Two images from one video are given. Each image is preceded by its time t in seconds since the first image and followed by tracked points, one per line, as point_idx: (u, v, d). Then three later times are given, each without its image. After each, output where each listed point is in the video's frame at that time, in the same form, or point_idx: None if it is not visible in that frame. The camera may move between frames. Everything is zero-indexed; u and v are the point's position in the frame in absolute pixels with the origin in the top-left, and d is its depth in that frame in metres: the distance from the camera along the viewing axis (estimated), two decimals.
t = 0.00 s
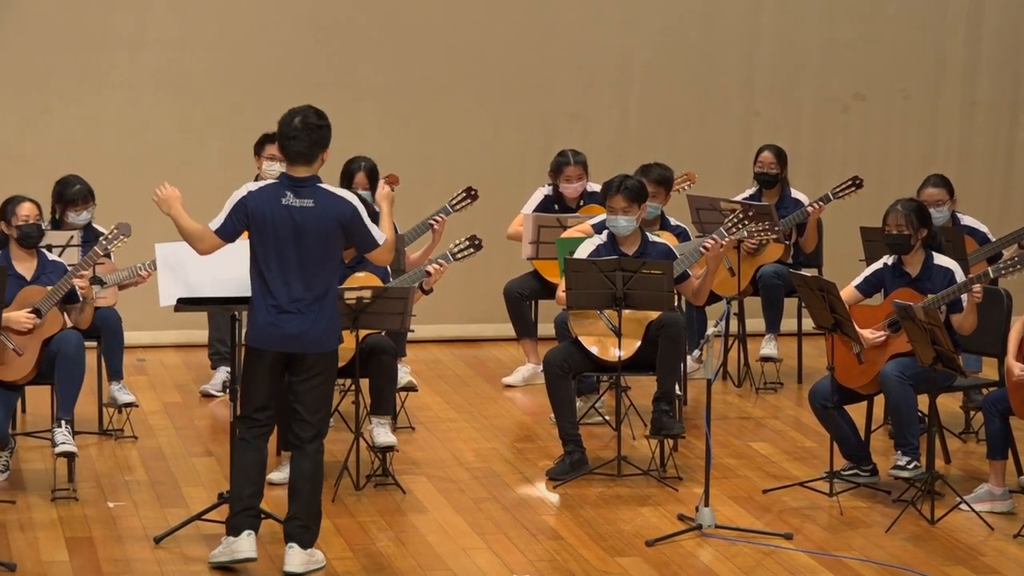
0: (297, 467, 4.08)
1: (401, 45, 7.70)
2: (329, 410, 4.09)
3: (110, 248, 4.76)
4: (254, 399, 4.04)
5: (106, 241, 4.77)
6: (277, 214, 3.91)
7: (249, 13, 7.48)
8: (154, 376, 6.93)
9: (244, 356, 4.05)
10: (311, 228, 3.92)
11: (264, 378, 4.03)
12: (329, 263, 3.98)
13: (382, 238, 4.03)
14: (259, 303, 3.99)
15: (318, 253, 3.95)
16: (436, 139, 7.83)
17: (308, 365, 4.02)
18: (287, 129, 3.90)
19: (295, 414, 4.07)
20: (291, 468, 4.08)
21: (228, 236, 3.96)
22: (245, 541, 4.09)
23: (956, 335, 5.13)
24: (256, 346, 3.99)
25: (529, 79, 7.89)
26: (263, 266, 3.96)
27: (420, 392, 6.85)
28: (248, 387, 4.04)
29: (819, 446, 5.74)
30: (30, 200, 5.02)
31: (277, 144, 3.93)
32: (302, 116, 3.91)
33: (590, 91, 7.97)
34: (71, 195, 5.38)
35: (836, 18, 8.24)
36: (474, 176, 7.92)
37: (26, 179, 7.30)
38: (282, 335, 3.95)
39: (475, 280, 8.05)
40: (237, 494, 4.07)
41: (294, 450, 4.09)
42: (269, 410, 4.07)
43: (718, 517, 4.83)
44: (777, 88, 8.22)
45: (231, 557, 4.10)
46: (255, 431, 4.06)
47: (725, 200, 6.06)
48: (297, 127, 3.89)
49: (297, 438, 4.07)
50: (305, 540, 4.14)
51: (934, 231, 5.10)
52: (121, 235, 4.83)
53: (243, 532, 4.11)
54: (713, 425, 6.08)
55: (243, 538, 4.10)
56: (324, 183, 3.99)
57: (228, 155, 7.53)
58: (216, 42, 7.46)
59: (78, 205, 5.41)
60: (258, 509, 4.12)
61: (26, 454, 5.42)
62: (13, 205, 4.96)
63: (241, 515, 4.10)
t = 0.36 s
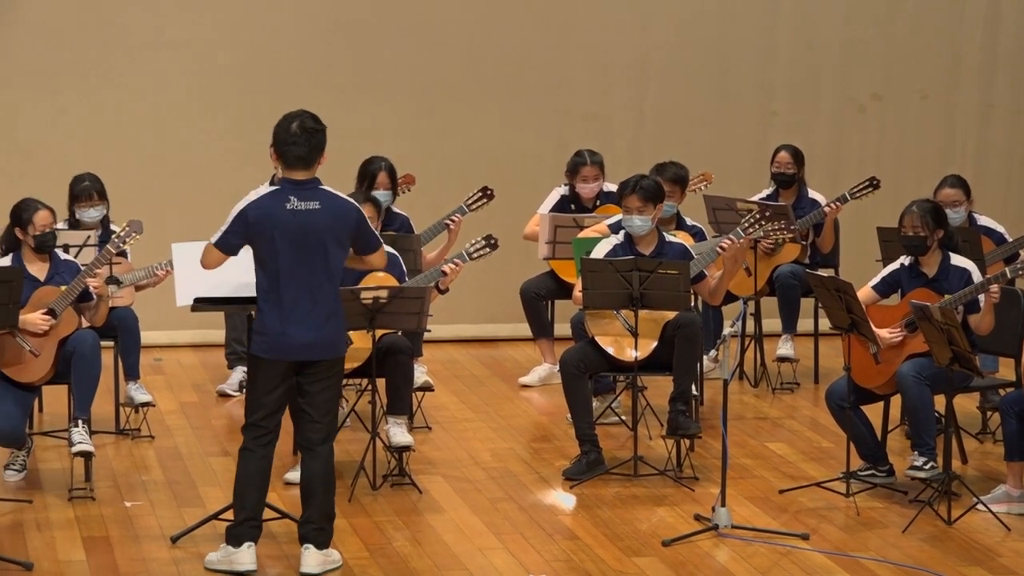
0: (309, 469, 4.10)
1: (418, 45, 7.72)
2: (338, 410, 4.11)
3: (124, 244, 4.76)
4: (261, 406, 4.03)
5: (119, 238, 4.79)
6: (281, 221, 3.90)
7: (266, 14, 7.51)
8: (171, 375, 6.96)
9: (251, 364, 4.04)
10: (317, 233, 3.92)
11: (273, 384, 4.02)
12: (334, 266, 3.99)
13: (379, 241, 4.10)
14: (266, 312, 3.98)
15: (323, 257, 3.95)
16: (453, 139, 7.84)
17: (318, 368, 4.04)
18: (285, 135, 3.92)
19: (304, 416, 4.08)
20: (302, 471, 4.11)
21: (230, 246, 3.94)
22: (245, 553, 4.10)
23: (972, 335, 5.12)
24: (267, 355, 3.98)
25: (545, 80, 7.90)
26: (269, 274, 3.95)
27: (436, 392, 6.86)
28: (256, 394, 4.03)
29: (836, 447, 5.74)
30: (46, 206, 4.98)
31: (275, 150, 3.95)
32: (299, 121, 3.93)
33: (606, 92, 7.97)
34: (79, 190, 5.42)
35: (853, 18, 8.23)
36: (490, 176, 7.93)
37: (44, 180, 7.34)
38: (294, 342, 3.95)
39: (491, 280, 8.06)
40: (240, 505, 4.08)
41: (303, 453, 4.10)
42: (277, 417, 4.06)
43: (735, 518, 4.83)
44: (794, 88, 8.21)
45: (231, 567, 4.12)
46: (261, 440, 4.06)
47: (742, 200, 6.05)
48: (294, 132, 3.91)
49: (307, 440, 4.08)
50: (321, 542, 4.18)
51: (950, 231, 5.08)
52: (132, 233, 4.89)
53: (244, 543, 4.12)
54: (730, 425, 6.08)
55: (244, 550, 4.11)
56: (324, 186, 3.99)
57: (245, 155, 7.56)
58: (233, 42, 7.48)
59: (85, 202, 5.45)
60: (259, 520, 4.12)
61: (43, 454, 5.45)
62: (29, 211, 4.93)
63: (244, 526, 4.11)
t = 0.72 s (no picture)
0: (315, 468, 4.13)
1: (440, 46, 7.74)
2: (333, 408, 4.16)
3: (148, 243, 4.83)
4: (258, 411, 4.03)
5: (143, 237, 4.85)
6: (271, 223, 3.90)
7: (290, 16, 7.54)
8: (194, 375, 7.00)
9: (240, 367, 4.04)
10: (305, 234, 3.95)
11: (263, 387, 4.03)
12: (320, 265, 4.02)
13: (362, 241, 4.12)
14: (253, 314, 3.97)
15: (312, 257, 3.98)
16: (476, 139, 7.86)
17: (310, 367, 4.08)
18: (278, 136, 3.91)
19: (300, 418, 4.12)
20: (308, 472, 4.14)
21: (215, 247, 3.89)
22: (269, 556, 4.12)
23: (997, 336, 5.09)
24: (260, 358, 3.98)
25: (567, 81, 7.91)
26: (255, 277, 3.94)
27: (459, 392, 6.87)
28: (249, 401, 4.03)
29: (860, 447, 5.73)
30: (69, 209, 4.99)
31: (268, 148, 3.92)
32: (292, 122, 3.93)
33: (629, 92, 7.98)
34: (93, 188, 5.45)
35: (876, 18, 8.21)
36: (513, 177, 7.94)
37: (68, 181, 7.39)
38: (285, 343, 3.97)
39: (514, 280, 8.07)
40: (255, 512, 4.08)
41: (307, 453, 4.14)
42: (275, 419, 4.06)
43: (758, 518, 4.82)
44: (817, 87, 8.19)
45: (255, 570, 4.14)
46: (263, 443, 4.05)
47: (766, 200, 6.05)
48: (292, 131, 3.92)
49: (307, 441, 4.12)
50: (340, 538, 4.21)
51: (974, 231, 5.06)
52: (155, 232, 4.94)
53: (266, 547, 4.13)
54: (752, 425, 6.07)
55: (267, 553, 4.13)
56: (308, 186, 4.02)
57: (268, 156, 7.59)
58: (257, 44, 7.52)
59: (99, 199, 5.47)
60: (277, 523, 4.13)
61: (67, 453, 5.50)
62: (52, 215, 4.94)
63: (262, 530, 4.12)
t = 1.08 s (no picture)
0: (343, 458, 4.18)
1: (465, 47, 7.76)
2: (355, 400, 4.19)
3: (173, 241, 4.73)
4: (277, 410, 4.05)
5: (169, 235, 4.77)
6: (280, 220, 3.93)
7: (315, 18, 7.57)
8: (219, 374, 7.04)
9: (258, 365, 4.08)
10: (315, 232, 3.96)
11: (287, 387, 4.05)
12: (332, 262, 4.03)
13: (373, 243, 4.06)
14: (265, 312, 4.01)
15: (323, 254, 3.99)
16: (500, 139, 7.88)
17: (328, 367, 4.09)
18: (284, 135, 3.95)
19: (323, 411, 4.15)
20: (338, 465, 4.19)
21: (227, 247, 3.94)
22: (295, 554, 4.14)
23: None
24: (275, 356, 4.02)
25: (591, 82, 7.91)
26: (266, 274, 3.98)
27: (484, 392, 6.89)
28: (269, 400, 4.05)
29: (885, 447, 5.71)
30: (101, 208, 5.04)
31: (272, 147, 3.97)
32: (299, 121, 3.97)
33: (653, 92, 7.97)
34: (115, 187, 5.49)
35: (901, 18, 8.18)
36: (537, 177, 7.95)
37: (95, 182, 7.43)
38: (298, 340, 4.00)
39: (539, 280, 8.09)
40: (277, 509, 4.09)
41: (334, 443, 4.19)
42: (295, 418, 4.08)
43: (782, 518, 4.82)
44: (842, 87, 8.17)
45: (280, 568, 4.16)
46: (281, 442, 4.07)
47: (791, 200, 6.04)
48: (297, 131, 3.96)
49: (333, 432, 4.17)
50: (372, 526, 4.26)
51: (1000, 231, 5.05)
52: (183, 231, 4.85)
53: (290, 544, 4.14)
54: (778, 425, 6.06)
55: (291, 551, 4.14)
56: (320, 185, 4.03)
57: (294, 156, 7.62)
58: (282, 45, 7.55)
59: (123, 198, 5.50)
60: (300, 520, 4.13)
61: (93, 452, 5.54)
62: (84, 214, 4.99)
63: (285, 528, 4.12)
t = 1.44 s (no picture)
0: (383, 462, 4.20)
1: (490, 49, 7.78)
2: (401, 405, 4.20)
3: (201, 243, 4.89)
4: (325, 405, 4.10)
5: (197, 237, 4.93)
6: (338, 219, 3.96)
7: (340, 19, 7.60)
8: (244, 374, 7.09)
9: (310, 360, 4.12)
10: (371, 231, 3.99)
11: (332, 384, 4.08)
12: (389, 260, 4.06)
13: (429, 226, 4.13)
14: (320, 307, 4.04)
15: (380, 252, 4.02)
16: (525, 139, 7.89)
17: (380, 364, 4.11)
18: (339, 134, 3.98)
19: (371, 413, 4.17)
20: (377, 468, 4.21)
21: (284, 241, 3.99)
22: (319, 551, 4.17)
23: None
24: (329, 352, 4.05)
25: (616, 83, 7.92)
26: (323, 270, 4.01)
27: (509, 392, 6.90)
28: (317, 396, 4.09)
29: (910, 448, 5.70)
30: (129, 205, 5.07)
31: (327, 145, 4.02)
32: (353, 120, 3.99)
33: (678, 93, 7.97)
34: (144, 187, 5.54)
35: (928, 20, 8.16)
36: (562, 178, 7.97)
37: (121, 183, 7.48)
38: (352, 337, 4.02)
39: (563, 281, 8.10)
40: (310, 503, 4.14)
41: (375, 449, 4.20)
42: (342, 414, 4.12)
43: (807, 519, 4.82)
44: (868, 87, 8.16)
45: (305, 565, 4.18)
46: (327, 437, 4.12)
47: (817, 200, 6.03)
48: (348, 130, 3.97)
49: (378, 437, 4.18)
50: (404, 532, 4.31)
51: None
52: (211, 234, 5.00)
53: (316, 541, 4.18)
54: (803, 426, 6.05)
55: (317, 548, 4.17)
56: (377, 186, 4.06)
57: (318, 157, 7.66)
58: (308, 47, 7.59)
59: (151, 198, 5.55)
60: (330, 516, 4.18)
61: (119, 451, 5.59)
62: (111, 211, 5.02)
63: (314, 524, 4.17)
